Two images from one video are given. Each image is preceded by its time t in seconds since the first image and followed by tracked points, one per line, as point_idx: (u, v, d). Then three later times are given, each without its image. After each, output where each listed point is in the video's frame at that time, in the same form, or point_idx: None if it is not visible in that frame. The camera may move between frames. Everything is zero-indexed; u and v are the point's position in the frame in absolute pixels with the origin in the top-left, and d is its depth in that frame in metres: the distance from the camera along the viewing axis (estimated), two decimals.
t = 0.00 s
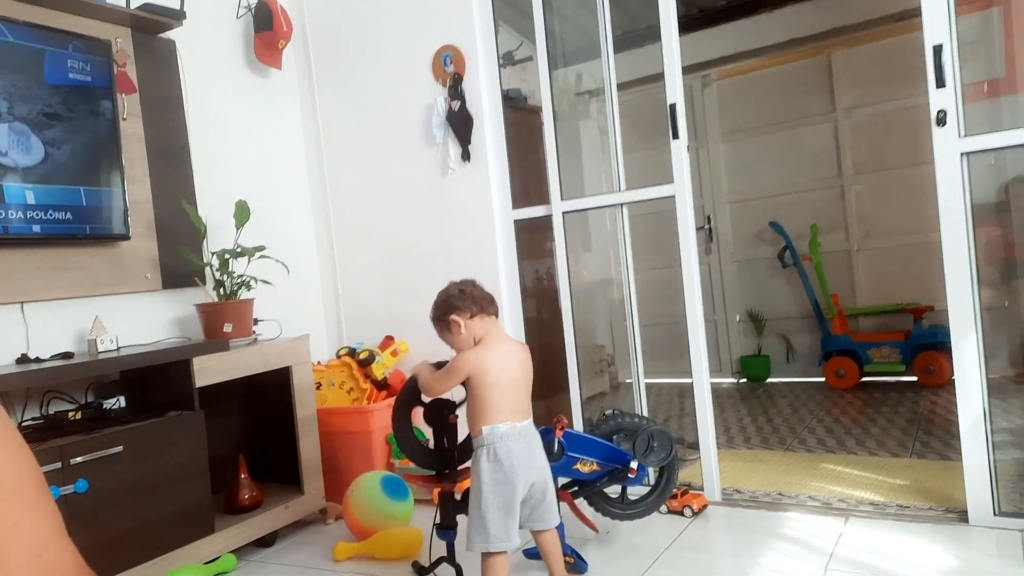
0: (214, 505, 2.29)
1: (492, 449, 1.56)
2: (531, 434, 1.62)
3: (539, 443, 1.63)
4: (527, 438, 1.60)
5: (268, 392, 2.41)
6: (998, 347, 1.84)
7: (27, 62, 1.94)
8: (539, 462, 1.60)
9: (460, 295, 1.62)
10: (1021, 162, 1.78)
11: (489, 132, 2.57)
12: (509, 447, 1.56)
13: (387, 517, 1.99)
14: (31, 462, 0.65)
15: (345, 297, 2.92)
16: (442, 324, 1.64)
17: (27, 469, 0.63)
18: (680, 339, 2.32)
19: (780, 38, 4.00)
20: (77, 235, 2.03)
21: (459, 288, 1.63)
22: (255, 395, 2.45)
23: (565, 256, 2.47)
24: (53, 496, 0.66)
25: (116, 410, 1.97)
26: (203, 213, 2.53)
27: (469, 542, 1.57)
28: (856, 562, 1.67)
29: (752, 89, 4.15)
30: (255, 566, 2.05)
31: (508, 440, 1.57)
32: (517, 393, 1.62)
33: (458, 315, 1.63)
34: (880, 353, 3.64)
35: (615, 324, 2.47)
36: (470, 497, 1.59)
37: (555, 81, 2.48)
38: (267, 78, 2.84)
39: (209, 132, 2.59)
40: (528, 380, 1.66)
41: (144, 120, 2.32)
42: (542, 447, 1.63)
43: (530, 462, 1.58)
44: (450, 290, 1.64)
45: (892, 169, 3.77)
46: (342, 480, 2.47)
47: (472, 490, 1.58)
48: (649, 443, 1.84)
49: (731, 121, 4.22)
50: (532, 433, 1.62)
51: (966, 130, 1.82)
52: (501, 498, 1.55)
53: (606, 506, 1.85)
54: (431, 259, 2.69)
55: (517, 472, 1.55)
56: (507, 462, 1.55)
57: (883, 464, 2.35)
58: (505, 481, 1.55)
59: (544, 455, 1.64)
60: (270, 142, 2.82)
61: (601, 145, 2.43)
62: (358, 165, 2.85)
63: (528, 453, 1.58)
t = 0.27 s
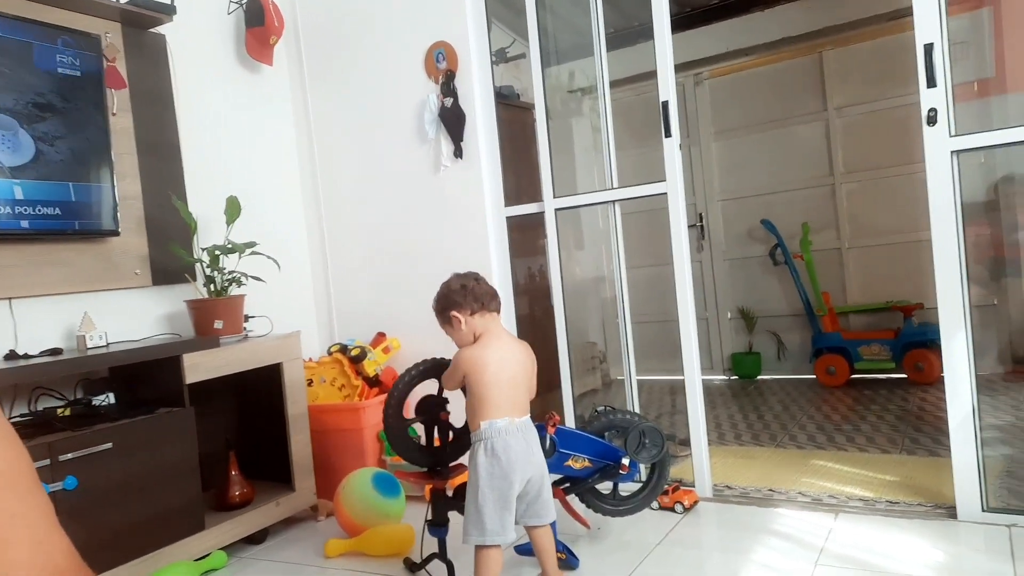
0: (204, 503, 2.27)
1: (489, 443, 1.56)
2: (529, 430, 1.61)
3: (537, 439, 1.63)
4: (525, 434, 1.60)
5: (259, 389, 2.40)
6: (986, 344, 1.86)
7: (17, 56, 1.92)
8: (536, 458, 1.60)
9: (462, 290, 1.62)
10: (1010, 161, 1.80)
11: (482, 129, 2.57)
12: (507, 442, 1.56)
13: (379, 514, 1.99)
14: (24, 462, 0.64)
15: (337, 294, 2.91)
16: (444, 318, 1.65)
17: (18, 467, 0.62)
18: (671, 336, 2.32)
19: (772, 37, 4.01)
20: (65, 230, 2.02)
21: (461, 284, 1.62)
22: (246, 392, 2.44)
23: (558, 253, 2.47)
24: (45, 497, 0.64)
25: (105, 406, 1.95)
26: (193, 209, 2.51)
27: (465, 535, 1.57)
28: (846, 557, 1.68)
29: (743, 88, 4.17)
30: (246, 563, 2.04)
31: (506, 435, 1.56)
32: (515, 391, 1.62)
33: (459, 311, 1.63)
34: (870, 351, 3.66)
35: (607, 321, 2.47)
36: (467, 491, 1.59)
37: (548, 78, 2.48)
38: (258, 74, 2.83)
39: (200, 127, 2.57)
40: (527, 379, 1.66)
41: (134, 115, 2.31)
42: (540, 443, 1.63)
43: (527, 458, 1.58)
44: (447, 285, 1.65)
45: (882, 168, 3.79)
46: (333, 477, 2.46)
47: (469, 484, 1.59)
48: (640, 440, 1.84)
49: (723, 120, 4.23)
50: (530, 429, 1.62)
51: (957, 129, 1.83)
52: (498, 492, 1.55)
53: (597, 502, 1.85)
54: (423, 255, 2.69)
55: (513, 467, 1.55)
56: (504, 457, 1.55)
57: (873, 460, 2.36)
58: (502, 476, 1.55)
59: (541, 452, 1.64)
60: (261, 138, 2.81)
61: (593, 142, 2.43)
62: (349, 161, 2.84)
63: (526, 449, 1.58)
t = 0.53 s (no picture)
0: (196, 495, 2.27)
1: (484, 432, 1.56)
2: (524, 420, 1.62)
3: (530, 430, 1.63)
4: (519, 424, 1.61)
5: (251, 381, 2.39)
6: (977, 339, 1.87)
7: (6, 45, 1.90)
8: (530, 448, 1.60)
9: (474, 277, 1.61)
10: (1002, 157, 1.81)
11: (476, 122, 2.56)
12: (502, 431, 1.56)
13: (371, 506, 1.99)
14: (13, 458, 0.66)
15: (330, 286, 2.90)
16: (450, 300, 1.65)
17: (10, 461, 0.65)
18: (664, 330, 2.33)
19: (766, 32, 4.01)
20: (56, 221, 2.00)
21: (473, 270, 1.61)
22: (238, 384, 2.43)
23: (551, 247, 2.46)
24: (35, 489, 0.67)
25: (96, 398, 1.94)
26: (185, 201, 2.50)
27: (457, 523, 1.56)
28: (837, 550, 1.70)
29: (737, 83, 4.17)
30: (238, 556, 2.04)
31: (502, 425, 1.57)
32: (511, 383, 1.62)
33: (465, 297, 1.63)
34: (861, 345, 3.68)
35: (600, 315, 2.47)
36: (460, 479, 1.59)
37: (543, 71, 2.47)
38: (251, 64, 2.81)
39: (192, 118, 2.55)
40: (522, 371, 1.66)
41: (125, 106, 2.29)
42: (533, 434, 1.63)
43: (521, 448, 1.58)
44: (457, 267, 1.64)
45: (875, 164, 3.81)
46: (326, 469, 2.46)
47: (462, 472, 1.58)
48: (633, 432, 1.87)
49: (717, 114, 4.23)
50: (524, 420, 1.62)
51: (950, 125, 1.84)
52: (492, 481, 1.55)
53: (590, 495, 1.85)
54: (417, 248, 2.68)
55: (508, 457, 1.55)
56: (499, 446, 1.55)
57: (863, 454, 2.38)
58: (496, 465, 1.55)
59: (534, 443, 1.64)
60: (253, 130, 2.79)
61: (587, 136, 2.43)
62: (342, 153, 2.83)
63: (521, 439, 1.58)
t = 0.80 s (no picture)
0: (196, 495, 2.27)
1: (493, 434, 1.57)
2: (526, 421, 1.64)
3: (532, 430, 1.65)
4: (523, 425, 1.62)
5: (251, 381, 2.39)
6: (976, 339, 1.87)
7: (5, 44, 1.90)
8: (534, 448, 1.62)
9: (479, 278, 1.61)
10: (1000, 157, 1.81)
11: (475, 121, 2.56)
12: (510, 432, 1.57)
13: (371, 506, 1.99)
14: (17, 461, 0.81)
15: (330, 286, 2.90)
16: (452, 299, 1.64)
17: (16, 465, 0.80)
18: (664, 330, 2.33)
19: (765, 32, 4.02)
20: (55, 221, 2.00)
21: (480, 271, 1.61)
22: (238, 384, 2.43)
23: (551, 247, 2.46)
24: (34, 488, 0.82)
25: (95, 398, 1.94)
26: (185, 200, 2.50)
27: (469, 527, 1.56)
28: (836, 550, 1.70)
29: (737, 82, 4.17)
30: (238, 556, 2.04)
31: (510, 426, 1.58)
32: (513, 383, 1.63)
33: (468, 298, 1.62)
34: (861, 345, 3.69)
35: (600, 315, 2.47)
36: (469, 482, 1.59)
37: (542, 71, 2.47)
38: (250, 64, 2.81)
39: (191, 118, 2.55)
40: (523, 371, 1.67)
41: (124, 105, 2.29)
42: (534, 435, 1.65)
43: (527, 448, 1.60)
44: (462, 267, 1.63)
45: (874, 164, 3.81)
46: (325, 470, 2.46)
47: (471, 475, 1.58)
48: (632, 433, 1.87)
49: (717, 114, 4.23)
50: (526, 421, 1.64)
51: (949, 125, 1.84)
52: (503, 482, 1.56)
53: (589, 495, 1.85)
54: (416, 248, 2.68)
55: (517, 457, 1.57)
56: (509, 447, 1.56)
57: (863, 454, 2.39)
58: (507, 466, 1.56)
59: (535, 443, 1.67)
60: (253, 129, 2.79)
61: (587, 136, 2.43)
62: (342, 153, 2.83)
63: (528, 439, 1.60)
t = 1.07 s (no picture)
0: (195, 499, 2.27)
1: (494, 440, 1.56)
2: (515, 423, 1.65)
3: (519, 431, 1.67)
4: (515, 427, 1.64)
5: (250, 385, 2.39)
6: (974, 341, 1.88)
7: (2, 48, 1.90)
8: (525, 449, 1.65)
9: (484, 285, 1.61)
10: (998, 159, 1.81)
11: (473, 125, 2.56)
12: (509, 436, 1.58)
13: (370, 510, 1.99)
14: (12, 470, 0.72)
15: (328, 290, 2.90)
16: (452, 307, 1.58)
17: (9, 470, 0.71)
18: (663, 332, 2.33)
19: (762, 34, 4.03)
20: (53, 226, 2.00)
21: (485, 277, 1.62)
22: (238, 388, 2.43)
23: (549, 250, 2.47)
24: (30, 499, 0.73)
25: (94, 403, 1.94)
26: (183, 204, 2.50)
27: (473, 534, 1.56)
28: (836, 552, 1.70)
29: (734, 85, 4.18)
30: (237, 561, 2.04)
31: (508, 430, 1.58)
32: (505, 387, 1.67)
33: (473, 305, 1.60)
34: (859, 347, 3.69)
35: (599, 318, 2.47)
36: (468, 490, 1.57)
37: (540, 74, 2.47)
38: (248, 68, 2.81)
39: (189, 122, 2.55)
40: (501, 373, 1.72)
41: (122, 109, 2.29)
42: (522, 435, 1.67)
43: (522, 450, 1.62)
44: (470, 268, 1.61)
45: (872, 166, 3.82)
46: (324, 474, 2.45)
47: (471, 484, 1.56)
48: (633, 436, 1.85)
49: (714, 116, 4.24)
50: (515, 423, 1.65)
51: (946, 127, 1.84)
52: (505, 487, 1.56)
53: (589, 498, 1.86)
54: (414, 252, 2.68)
55: (517, 461, 1.58)
56: (510, 451, 1.57)
57: (862, 456, 2.39)
58: (509, 471, 1.56)
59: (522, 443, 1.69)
60: (250, 133, 2.79)
61: (585, 139, 2.43)
62: (340, 156, 2.83)
63: (523, 441, 1.61)
